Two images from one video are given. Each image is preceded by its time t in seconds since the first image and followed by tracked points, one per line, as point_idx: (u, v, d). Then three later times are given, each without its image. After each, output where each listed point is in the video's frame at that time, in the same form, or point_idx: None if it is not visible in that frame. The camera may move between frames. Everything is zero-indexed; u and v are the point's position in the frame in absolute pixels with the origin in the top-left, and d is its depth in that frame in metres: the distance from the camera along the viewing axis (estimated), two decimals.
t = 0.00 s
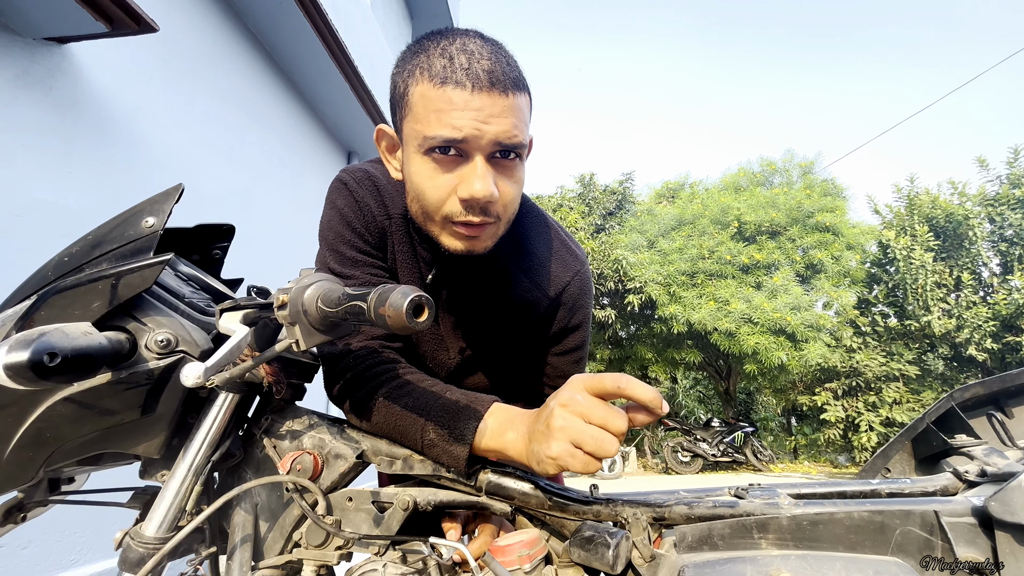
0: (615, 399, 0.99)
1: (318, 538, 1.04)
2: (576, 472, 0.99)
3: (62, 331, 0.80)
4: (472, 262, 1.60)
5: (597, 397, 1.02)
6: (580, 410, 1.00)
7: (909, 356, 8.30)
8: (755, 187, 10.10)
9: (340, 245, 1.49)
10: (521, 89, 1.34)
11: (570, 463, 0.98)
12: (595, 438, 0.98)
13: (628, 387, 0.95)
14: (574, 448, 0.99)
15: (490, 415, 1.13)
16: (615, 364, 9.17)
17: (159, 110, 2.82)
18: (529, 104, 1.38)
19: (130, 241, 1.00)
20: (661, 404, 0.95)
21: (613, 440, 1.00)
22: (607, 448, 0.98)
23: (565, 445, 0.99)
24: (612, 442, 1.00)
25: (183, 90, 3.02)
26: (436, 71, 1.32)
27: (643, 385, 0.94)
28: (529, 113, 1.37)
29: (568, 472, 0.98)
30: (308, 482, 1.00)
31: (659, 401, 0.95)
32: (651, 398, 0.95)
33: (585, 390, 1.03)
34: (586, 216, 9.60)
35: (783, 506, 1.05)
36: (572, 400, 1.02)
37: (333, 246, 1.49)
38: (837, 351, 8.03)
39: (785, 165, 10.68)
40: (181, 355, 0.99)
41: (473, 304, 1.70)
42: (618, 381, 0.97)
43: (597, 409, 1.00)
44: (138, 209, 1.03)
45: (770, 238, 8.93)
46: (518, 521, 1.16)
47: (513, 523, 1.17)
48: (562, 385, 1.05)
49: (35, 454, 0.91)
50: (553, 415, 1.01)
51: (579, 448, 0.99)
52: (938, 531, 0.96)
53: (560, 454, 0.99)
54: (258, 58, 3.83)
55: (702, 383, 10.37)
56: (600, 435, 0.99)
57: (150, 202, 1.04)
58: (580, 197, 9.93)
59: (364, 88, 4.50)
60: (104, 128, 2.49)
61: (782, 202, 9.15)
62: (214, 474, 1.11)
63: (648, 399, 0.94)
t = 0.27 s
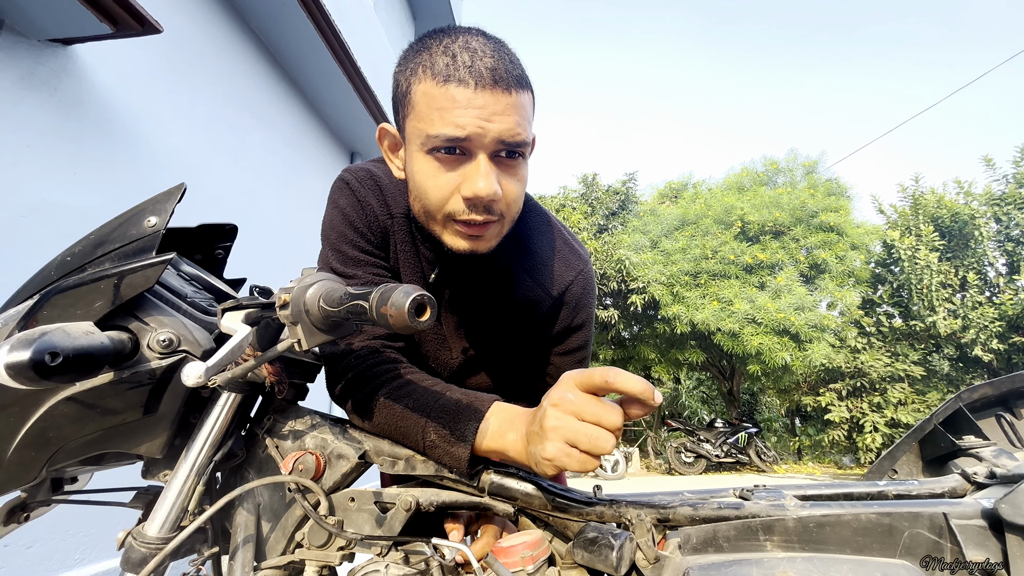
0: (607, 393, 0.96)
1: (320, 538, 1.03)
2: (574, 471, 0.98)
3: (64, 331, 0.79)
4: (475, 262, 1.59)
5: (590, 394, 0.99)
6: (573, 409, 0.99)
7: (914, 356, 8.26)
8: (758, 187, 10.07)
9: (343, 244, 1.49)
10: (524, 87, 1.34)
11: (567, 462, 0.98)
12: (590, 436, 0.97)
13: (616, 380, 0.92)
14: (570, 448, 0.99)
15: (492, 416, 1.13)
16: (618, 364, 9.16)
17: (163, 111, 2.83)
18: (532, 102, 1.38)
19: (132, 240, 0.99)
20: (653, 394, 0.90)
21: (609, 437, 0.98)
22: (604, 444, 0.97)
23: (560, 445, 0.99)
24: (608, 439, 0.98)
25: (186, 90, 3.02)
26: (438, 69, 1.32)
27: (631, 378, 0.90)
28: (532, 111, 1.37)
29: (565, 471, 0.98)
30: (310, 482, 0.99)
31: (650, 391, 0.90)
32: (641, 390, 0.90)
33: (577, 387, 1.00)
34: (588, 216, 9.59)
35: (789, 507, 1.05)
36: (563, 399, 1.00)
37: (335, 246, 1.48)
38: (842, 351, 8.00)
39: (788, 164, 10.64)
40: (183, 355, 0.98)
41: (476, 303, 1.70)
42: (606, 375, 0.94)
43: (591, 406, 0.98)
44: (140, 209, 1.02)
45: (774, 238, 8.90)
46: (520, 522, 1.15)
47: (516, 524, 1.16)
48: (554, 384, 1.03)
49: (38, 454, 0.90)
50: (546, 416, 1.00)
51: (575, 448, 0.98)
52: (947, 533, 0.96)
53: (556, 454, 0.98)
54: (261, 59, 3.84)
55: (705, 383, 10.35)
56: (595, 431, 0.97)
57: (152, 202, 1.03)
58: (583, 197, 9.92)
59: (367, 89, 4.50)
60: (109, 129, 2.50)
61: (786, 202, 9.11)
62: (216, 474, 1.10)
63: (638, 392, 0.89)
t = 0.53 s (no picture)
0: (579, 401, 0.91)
1: (324, 539, 1.02)
2: (572, 480, 0.98)
3: (68, 331, 0.79)
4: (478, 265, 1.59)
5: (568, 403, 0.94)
6: (554, 423, 0.95)
7: (921, 357, 8.21)
8: (762, 187, 10.04)
9: (346, 244, 1.49)
10: (531, 93, 1.33)
11: (560, 475, 0.97)
12: (576, 447, 0.95)
13: (578, 388, 0.87)
14: (560, 460, 0.96)
15: (494, 415, 1.11)
16: (622, 364, 9.15)
17: (169, 113, 2.84)
18: (538, 108, 1.38)
19: (137, 240, 0.99)
20: (619, 395, 0.83)
21: (596, 443, 0.94)
22: (592, 453, 0.94)
23: (550, 460, 0.96)
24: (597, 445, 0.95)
25: (191, 92, 3.03)
26: (446, 75, 1.31)
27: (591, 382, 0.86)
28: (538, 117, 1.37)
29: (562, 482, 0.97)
30: (314, 482, 0.99)
31: (614, 393, 0.84)
32: (606, 394, 0.84)
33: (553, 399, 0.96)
34: (592, 217, 9.59)
35: (795, 509, 1.04)
36: (542, 413, 0.96)
37: (339, 246, 1.48)
38: (847, 352, 7.96)
39: (793, 164, 10.61)
40: (187, 355, 0.98)
41: (479, 304, 1.69)
42: (566, 384, 0.89)
43: (570, 418, 0.94)
44: (145, 209, 1.02)
45: (778, 238, 8.87)
46: (524, 523, 1.15)
47: (519, 525, 1.16)
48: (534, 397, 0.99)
49: (43, 453, 0.91)
50: (531, 434, 0.97)
51: (565, 459, 0.96)
52: (956, 536, 0.95)
53: (547, 468, 0.97)
54: (266, 61, 3.84)
55: (709, 384, 10.31)
56: (579, 439, 0.94)
57: (156, 202, 1.04)
58: (586, 198, 9.91)
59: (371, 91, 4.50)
60: (115, 131, 2.51)
61: (791, 202, 9.07)
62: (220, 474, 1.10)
63: (602, 398, 0.84)
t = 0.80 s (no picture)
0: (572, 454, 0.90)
1: (327, 540, 1.02)
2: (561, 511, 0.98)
3: (72, 331, 0.79)
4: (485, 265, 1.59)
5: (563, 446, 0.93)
6: (546, 463, 0.95)
7: (928, 358, 8.15)
8: (767, 188, 10.00)
9: (350, 244, 1.49)
10: (544, 96, 1.33)
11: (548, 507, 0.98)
12: (566, 489, 0.94)
13: (567, 446, 0.86)
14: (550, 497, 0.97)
15: (493, 422, 1.10)
16: (627, 366, 9.13)
17: (175, 115, 2.85)
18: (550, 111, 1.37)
19: (141, 241, 0.99)
20: (608, 461, 0.81)
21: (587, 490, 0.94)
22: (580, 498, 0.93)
23: (539, 494, 0.97)
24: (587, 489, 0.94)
25: (197, 94, 3.04)
26: (459, 78, 1.30)
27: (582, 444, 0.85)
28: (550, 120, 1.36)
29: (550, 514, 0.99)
30: (317, 483, 0.99)
31: (603, 458, 0.81)
32: (594, 458, 0.83)
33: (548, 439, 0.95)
34: (596, 218, 9.58)
35: (802, 512, 1.03)
36: (536, 449, 0.96)
37: (343, 245, 1.48)
38: (854, 353, 7.92)
39: (798, 164, 10.56)
40: (191, 355, 0.98)
41: (484, 304, 1.69)
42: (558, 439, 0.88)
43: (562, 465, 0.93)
44: (149, 210, 1.03)
45: (784, 239, 8.83)
46: (527, 525, 1.14)
47: (523, 527, 1.15)
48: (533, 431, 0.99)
49: (47, 453, 0.90)
50: (522, 466, 0.98)
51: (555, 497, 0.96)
52: (967, 541, 0.92)
53: (535, 501, 0.98)
54: (271, 62, 3.85)
55: (714, 386, 10.27)
56: (569, 486, 0.94)
57: (160, 203, 1.04)
58: (590, 199, 9.90)
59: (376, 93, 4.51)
60: (122, 133, 2.52)
61: (796, 203, 9.02)
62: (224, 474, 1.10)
63: (590, 461, 0.83)
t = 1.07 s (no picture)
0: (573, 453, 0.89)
1: (332, 540, 1.02)
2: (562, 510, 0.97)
3: (79, 330, 0.79)
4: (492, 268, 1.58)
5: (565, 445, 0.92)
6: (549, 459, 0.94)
7: (938, 360, 8.07)
8: (774, 188, 9.95)
9: (356, 244, 1.49)
10: (557, 105, 1.32)
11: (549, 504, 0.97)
12: (568, 487, 0.93)
13: (569, 442, 0.85)
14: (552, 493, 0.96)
15: (496, 421, 1.09)
16: (632, 367, 9.10)
17: (182, 118, 2.87)
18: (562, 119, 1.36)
19: (147, 241, 1.00)
20: (610, 459, 0.80)
21: (588, 489, 0.92)
22: (581, 497, 0.92)
23: (541, 490, 0.97)
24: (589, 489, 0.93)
25: (205, 96, 3.06)
26: (473, 87, 1.28)
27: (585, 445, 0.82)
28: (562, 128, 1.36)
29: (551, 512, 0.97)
30: (322, 483, 0.99)
31: (605, 455, 0.81)
32: (596, 454, 0.82)
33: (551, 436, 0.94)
34: (602, 219, 9.56)
35: (811, 514, 1.02)
36: (540, 447, 0.96)
37: (349, 245, 1.48)
38: (862, 355, 7.86)
39: (805, 165, 10.49)
40: (196, 354, 0.98)
41: (490, 306, 1.69)
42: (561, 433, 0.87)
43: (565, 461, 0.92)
44: (155, 210, 1.03)
45: (791, 239, 8.77)
46: (532, 526, 1.13)
47: (527, 528, 1.14)
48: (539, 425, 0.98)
49: (54, 452, 0.90)
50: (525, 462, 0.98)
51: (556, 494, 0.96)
52: (981, 543, 0.90)
53: (536, 497, 0.97)
54: (277, 65, 3.87)
55: (721, 387, 10.22)
56: (571, 485, 0.92)
57: (167, 204, 1.04)
58: (595, 199, 9.88)
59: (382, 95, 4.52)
60: (131, 135, 2.54)
61: (803, 203, 8.96)
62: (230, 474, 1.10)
63: (591, 458, 0.82)
